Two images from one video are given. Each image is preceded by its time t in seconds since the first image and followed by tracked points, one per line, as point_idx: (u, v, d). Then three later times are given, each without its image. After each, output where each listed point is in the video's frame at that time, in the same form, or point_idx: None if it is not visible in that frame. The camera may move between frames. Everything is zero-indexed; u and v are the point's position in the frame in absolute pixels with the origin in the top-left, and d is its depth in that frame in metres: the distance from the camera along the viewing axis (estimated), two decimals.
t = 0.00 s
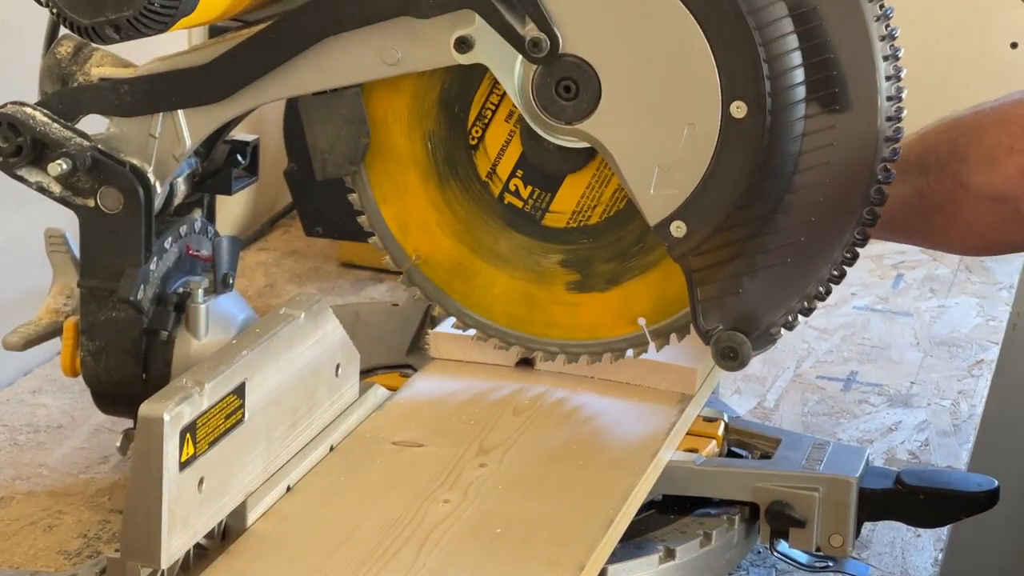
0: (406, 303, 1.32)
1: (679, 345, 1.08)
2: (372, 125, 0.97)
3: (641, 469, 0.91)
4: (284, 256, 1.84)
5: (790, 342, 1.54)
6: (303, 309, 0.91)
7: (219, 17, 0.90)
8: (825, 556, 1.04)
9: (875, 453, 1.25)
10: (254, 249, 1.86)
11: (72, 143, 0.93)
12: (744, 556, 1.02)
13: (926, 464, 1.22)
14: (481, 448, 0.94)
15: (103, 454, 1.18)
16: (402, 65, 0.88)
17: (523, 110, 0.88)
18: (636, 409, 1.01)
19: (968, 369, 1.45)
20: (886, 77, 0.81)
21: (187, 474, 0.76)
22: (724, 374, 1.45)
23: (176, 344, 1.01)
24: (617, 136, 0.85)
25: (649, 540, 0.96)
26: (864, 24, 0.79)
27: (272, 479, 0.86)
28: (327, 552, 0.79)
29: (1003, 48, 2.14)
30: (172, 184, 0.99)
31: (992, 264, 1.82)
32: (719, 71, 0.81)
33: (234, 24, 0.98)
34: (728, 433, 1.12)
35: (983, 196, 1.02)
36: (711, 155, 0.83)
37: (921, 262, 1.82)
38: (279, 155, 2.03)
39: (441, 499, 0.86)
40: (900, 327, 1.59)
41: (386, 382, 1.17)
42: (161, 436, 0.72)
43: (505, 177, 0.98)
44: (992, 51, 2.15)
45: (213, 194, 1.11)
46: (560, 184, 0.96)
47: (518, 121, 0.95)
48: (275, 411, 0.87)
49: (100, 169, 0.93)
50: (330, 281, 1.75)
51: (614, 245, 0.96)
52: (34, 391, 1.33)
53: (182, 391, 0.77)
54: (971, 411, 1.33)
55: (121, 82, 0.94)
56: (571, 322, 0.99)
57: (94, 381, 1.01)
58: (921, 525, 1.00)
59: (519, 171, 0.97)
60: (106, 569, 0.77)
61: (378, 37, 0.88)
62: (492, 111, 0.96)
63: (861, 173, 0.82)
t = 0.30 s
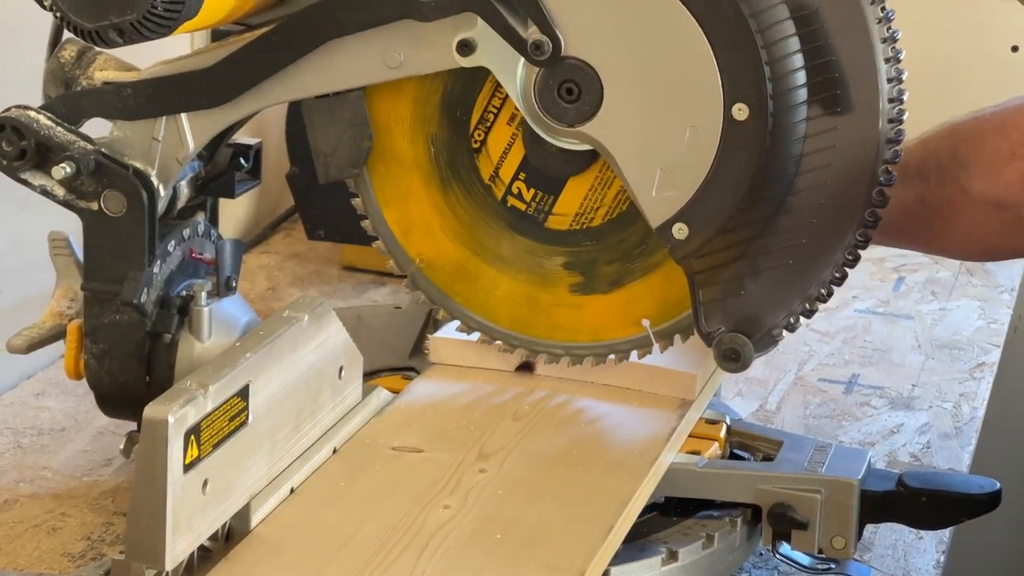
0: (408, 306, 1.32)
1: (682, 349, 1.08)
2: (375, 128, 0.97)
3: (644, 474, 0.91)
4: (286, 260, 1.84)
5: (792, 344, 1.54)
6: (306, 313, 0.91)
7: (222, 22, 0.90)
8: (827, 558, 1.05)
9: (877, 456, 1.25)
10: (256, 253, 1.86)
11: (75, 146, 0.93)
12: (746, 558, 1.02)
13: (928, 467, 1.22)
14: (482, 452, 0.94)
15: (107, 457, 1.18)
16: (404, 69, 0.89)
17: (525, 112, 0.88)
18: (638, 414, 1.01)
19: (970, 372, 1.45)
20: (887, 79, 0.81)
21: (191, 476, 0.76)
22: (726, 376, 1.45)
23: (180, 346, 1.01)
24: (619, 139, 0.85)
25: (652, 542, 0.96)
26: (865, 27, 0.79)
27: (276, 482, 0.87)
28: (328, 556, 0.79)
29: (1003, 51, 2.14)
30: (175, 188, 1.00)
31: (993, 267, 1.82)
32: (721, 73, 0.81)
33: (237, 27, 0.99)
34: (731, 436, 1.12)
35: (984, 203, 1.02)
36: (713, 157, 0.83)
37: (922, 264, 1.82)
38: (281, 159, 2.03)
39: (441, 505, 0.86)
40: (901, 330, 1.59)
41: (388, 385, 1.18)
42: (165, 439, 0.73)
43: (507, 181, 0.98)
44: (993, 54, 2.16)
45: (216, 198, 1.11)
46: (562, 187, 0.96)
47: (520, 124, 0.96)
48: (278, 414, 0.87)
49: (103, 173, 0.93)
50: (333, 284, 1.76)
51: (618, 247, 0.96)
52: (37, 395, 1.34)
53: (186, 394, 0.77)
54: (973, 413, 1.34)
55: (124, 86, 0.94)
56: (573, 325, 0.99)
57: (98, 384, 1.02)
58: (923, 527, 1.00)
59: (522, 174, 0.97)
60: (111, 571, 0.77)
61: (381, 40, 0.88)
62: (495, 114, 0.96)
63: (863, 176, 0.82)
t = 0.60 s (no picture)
0: (410, 310, 1.33)
1: (682, 354, 1.08)
2: (377, 133, 0.97)
3: (645, 478, 0.91)
4: (288, 263, 1.85)
5: (793, 348, 1.54)
6: (308, 316, 0.91)
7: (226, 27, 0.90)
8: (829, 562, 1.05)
9: (878, 459, 1.25)
10: (259, 257, 1.87)
11: (78, 151, 0.93)
12: (748, 562, 1.03)
13: (930, 470, 1.22)
14: (482, 457, 0.94)
15: (109, 461, 1.19)
16: (406, 73, 0.89)
17: (527, 115, 0.88)
18: (640, 419, 1.02)
19: (971, 376, 1.45)
20: (888, 83, 0.81)
21: (194, 480, 0.76)
22: (728, 380, 1.45)
23: (183, 350, 1.01)
24: (621, 143, 0.85)
25: (653, 546, 0.96)
26: (867, 31, 0.79)
27: (278, 486, 0.87)
28: (329, 562, 0.79)
29: (1004, 56, 2.15)
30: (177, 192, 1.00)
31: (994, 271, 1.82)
32: (723, 78, 0.81)
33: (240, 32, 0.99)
34: (733, 439, 1.13)
35: (980, 210, 1.02)
36: (715, 161, 0.83)
37: (924, 268, 1.82)
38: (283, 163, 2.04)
39: (441, 511, 0.86)
40: (903, 333, 1.59)
41: (389, 389, 1.18)
42: (169, 442, 0.73)
43: (509, 185, 0.99)
44: (994, 58, 2.16)
45: (218, 202, 1.11)
46: (564, 191, 0.97)
47: (522, 128, 0.96)
48: (280, 418, 0.87)
49: (106, 177, 0.94)
50: (335, 288, 1.76)
51: (619, 251, 0.96)
52: (40, 399, 1.34)
53: (189, 398, 0.77)
54: (974, 417, 1.34)
55: (128, 90, 0.94)
56: (575, 328, 0.99)
57: (100, 388, 1.02)
58: (924, 531, 1.00)
59: (524, 178, 0.98)
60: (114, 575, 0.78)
61: (383, 45, 0.88)
62: (497, 118, 0.97)
63: (865, 180, 0.82)
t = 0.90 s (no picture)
0: (408, 312, 1.33)
1: (679, 358, 1.08)
2: (374, 136, 0.97)
3: (642, 480, 0.92)
4: (286, 266, 1.85)
5: (791, 350, 1.54)
6: (304, 319, 0.91)
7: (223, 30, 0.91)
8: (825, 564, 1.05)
9: (876, 462, 1.25)
10: (257, 259, 1.87)
11: (74, 153, 0.93)
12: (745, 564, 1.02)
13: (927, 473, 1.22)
14: (478, 461, 0.94)
15: (106, 464, 1.19)
16: (402, 76, 0.89)
17: (523, 118, 0.88)
18: (637, 422, 1.02)
19: (969, 378, 1.45)
20: (884, 85, 0.81)
21: (190, 483, 0.76)
22: (725, 383, 1.45)
23: (180, 353, 1.01)
24: (617, 146, 0.85)
25: (650, 548, 0.96)
26: (864, 34, 0.79)
27: (274, 489, 0.87)
28: (324, 566, 0.79)
29: (1003, 58, 2.15)
30: (173, 196, 1.01)
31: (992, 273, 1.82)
32: (719, 81, 0.81)
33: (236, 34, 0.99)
34: (730, 442, 1.12)
35: (973, 217, 1.02)
36: (712, 164, 0.83)
37: (922, 271, 1.82)
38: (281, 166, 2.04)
39: (436, 515, 0.86)
40: (901, 336, 1.59)
41: (387, 391, 1.18)
42: (164, 445, 0.73)
43: (506, 188, 0.99)
44: (994, 60, 2.16)
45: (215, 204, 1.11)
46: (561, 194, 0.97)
47: (519, 131, 0.96)
48: (277, 420, 0.87)
49: (102, 180, 0.94)
50: (332, 291, 1.76)
51: (616, 254, 0.96)
52: (37, 402, 1.34)
53: (185, 401, 0.77)
54: (971, 419, 1.34)
55: (124, 92, 0.94)
56: (572, 331, 0.99)
57: (97, 391, 1.02)
58: (922, 533, 1.00)
59: (521, 181, 0.98)
60: None
61: (380, 48, 0.88)
62: (493, 121, 0.97)
63: (861, 183, 0.82)
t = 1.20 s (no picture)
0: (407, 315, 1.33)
1: (677, 360, 1.08)
2: (372, 138, 0.97)
3: (641, 483, 0.92)
4: (285, 269, 1.84)
5: (790, 353, 1.55)
6: (303, 321, 0.91)
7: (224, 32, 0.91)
8: (824, 567, 1.05)
9: (874, 464, 1.25)
10: (256, 262, 1.87)
11: (73, 156, 0.94)
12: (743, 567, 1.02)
13: (926, 475, 1.22)
14: (475, 465, 0.94)
15: (105, 467, 1.19)
16: (401, 78, 0.89)
17: (523, 122, 0.88)
18: (635, 425, 1.02)
19: (968, 380, 1.45)
20: (882, 88, 0.81)
21: (188, 485, 0.76)
22: (724, 385, 1.45)
23: (179, 355, 1.01)
24: (615, 148, 0.85)
25: (649, 551, 0.96)
26: (862, 37, 0.80)
27: (273, 491, 0.87)
28: (320, 570, 0.79)
29: (1002, 60, 2.14)
30: (172, 199, 1.01)
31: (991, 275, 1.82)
32: (717, 84, 0.81)
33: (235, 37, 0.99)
34: (729, 444, 1.12)
35: (971, 226, 1.02)
36: (710, 166, 0.83)
37: (921, 273, 1.82)
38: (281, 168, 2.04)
39: (433, 519, 0.86)
40: (900, 338, 1.59)
41: (385, 393, 1.18)
42: (163, 447, 0.73)
43: (505, 191, 0.98)
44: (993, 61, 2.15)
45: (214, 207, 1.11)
46: (560, 197, 0.97)
47: (517, 133, 0.96)
48: (275, 423, 0.87)
49: (101, 182, 0.94)
50: (332, 293, 1.76)
51: (615, 257, 0.96)
52: (36, 404, 1.34)
53: (183, 403, 0.77)
54: (970, 421, 1.34)
55: (123, 95, 0.94)
56: (572, 333, 0.99)
57: (95, 393, 1.02)
58: (920, 535, 1.00)
59: (520, 184, 0.98)
60: None
61: (378, 50, 0.89)
62: (492, 124, 0.97)
63: (859, 186, 0.82)
